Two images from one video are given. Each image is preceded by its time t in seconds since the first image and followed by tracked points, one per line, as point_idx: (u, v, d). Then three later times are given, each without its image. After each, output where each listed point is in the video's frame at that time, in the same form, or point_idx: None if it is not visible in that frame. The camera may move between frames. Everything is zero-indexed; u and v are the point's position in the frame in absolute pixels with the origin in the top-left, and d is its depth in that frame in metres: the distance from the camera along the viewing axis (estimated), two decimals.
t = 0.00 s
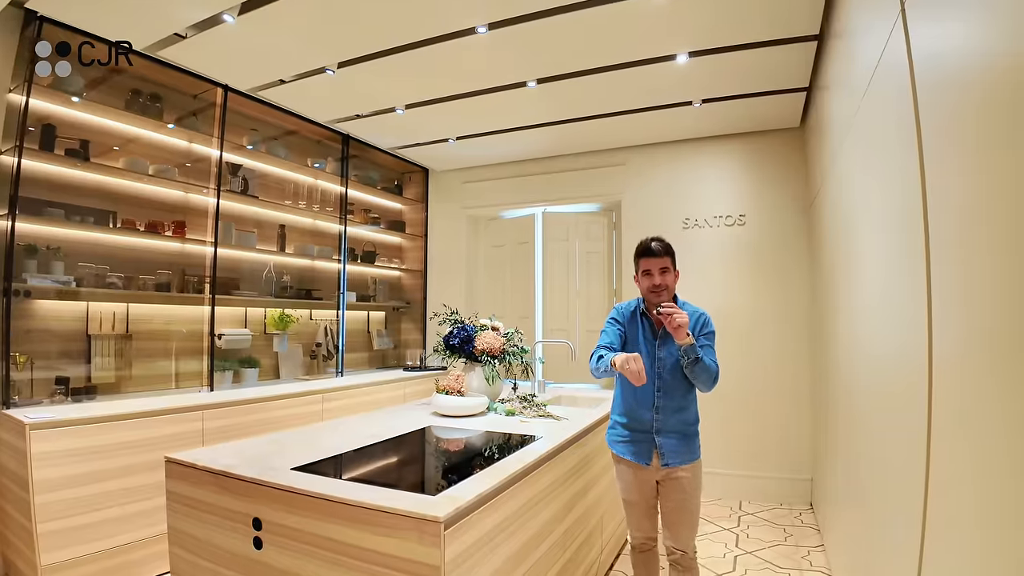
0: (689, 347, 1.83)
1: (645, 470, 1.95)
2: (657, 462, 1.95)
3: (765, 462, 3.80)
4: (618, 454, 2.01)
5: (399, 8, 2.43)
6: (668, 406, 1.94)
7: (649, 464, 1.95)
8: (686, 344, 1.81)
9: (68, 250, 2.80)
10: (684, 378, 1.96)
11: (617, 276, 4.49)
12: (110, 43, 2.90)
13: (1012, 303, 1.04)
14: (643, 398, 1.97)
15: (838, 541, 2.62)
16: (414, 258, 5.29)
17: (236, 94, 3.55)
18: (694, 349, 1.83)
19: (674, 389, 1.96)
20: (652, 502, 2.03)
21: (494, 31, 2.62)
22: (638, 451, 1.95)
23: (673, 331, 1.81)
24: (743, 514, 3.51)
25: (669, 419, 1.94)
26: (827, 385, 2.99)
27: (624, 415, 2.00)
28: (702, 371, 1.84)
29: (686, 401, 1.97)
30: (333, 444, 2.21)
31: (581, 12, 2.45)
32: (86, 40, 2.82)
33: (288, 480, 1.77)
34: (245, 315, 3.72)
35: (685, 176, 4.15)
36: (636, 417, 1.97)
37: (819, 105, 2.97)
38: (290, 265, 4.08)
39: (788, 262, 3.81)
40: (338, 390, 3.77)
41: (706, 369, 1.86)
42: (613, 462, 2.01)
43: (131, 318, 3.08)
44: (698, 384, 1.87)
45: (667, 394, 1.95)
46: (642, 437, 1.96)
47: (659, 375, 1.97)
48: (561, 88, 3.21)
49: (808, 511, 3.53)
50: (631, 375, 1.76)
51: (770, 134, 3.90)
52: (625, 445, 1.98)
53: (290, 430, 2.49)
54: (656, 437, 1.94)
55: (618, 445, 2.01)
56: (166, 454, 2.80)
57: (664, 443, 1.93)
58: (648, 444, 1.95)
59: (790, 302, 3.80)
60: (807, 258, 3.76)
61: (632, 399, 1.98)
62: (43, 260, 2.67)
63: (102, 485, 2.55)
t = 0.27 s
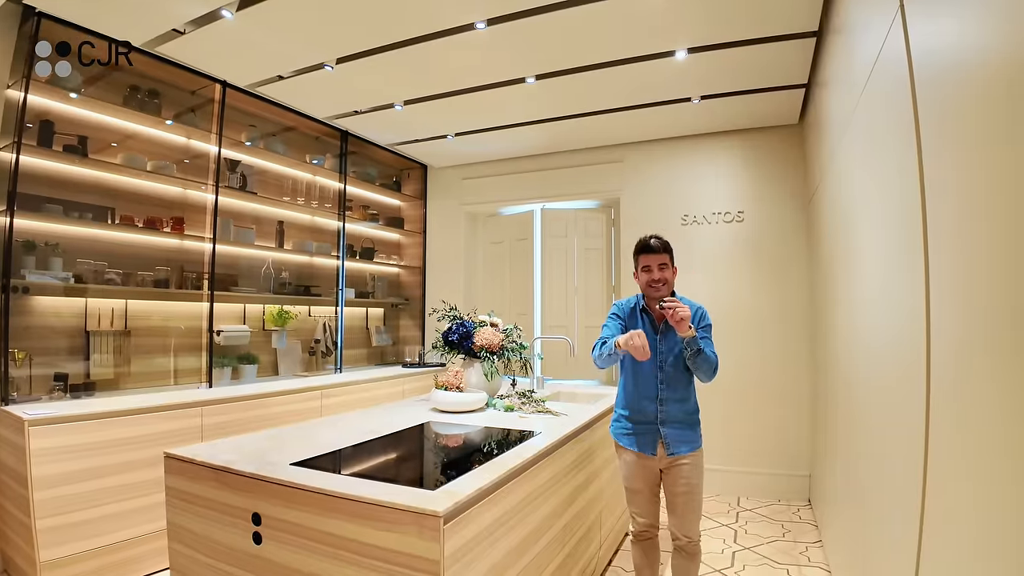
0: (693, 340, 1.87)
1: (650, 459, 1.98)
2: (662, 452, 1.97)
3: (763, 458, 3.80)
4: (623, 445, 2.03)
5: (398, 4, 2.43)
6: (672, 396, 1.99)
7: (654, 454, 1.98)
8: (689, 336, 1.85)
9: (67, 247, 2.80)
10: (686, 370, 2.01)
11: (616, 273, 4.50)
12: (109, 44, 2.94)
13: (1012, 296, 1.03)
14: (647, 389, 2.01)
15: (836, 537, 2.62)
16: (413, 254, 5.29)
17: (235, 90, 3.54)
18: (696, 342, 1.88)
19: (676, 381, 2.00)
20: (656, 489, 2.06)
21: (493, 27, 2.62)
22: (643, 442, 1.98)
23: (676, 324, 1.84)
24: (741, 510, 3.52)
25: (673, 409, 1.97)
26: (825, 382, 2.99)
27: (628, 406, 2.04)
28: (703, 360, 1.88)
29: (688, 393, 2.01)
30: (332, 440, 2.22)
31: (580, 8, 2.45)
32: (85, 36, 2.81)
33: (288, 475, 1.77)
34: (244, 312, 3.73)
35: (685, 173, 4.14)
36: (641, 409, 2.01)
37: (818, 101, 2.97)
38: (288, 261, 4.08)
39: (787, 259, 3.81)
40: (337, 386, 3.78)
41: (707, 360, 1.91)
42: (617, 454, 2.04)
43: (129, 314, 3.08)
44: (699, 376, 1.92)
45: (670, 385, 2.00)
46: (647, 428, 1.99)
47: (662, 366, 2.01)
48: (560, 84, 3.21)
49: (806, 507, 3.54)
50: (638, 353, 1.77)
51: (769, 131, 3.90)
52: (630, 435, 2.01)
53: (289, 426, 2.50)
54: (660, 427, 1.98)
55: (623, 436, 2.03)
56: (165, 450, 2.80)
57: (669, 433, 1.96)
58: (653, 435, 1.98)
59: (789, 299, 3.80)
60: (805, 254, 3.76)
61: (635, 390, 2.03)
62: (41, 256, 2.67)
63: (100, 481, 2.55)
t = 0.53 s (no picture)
0: (698, 334, 1.99)
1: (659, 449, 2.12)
2: (670, 442, 2.12)
3: (762, 454, 3.81)
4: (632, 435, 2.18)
5: None
6: (680, 389, 2.11)
7: (662, 444, 2.13)
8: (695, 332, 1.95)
9: (66, 242, 2.80)
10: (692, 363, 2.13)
11: (615, 269, 4.50)
12: (109, 43, 2.96)
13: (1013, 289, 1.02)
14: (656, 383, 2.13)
15: (835, 532, 2.62)
16: (412, 250, 5.29)
17: (234, 85, 3.53)
18: (702, 337, 1.98)
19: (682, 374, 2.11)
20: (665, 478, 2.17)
21: (492, 22, 2.61)
22: (651, 433, 2.13)
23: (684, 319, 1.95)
24: (740, 505, 3.52)
25: (681, 402, 2.11)
26: (824, 378, 2.99)
27: (638, 400, 2.17)
28: (709, 356, 1.99)
29: (694, 385, 2.13)
30: (332, 434, 2.22)
31: (580, 3, 2.44)
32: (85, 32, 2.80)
33: (288, 468, 1.77)
34: (243, 308, 3.73)
35: (684, 169, 4.14)
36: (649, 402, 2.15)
37: (817, 97, 2.97)
38: (288, 257, 4.09)
39: (787, 255, 3.81)
40: (336, 382, 3.78)
41: (712, 355, 2.01)
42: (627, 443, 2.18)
43: (129, 310, 3.08)
44: (704, 369, 2.03)
45: (677, 379, 2.13)
46: (655, 420, 2.13)
47: (669, 362, 2.13)
48: (560, 79, 3.21)
49: (805, 502, 3.54)
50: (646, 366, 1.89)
51: (768, 127, 3.89)
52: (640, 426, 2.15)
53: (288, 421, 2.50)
54: (669, 419, 2.12)
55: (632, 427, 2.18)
56: (164, 445, 2.80)
57: (676, 425, 2.11)
58: (661, 426, 2.12)
59: (788, 295, 3.80)
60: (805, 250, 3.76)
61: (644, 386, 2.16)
62: (41, 251, 2.67)
63: (100, 477, 2.55)
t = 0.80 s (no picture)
0: (714, 332, 2.09)
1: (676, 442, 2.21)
2: (687, 436, 2.23)
3: (761, 449, 3.81)
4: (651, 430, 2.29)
5: None
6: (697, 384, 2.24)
7: (680, 438, 2.23)
8: (711, 330, 2.07)
9: (66, 238, 2.80)
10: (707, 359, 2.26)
11: (615, 264, 4.50)
12: (109, 43, 2.97)
13: (1013, 283, 1.02)
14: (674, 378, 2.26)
15: (835, 526, 2.63)
16: (412, 246, 5.29)
17: (233, 80, 3.54)
18: (718, 335, 2.09)
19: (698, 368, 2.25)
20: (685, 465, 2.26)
21: (492, 16, 2.61)
22: (670, 427, 2.22)
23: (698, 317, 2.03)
24: (739, 501, 3.53)
25: (698, 397, 2.24)
26: (824, 374, 2.99)
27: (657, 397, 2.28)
28: (727, 353, 2.10)
29: (710, 380, 2.27)
30: (333, 428, 2.23)
31: None
32: (86, 29, 2.82)
33: (289, 462, 1.77)
34: (243, 303, 3.73)
35: (684, 165, 4.14)
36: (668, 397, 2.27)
37: (818, 93, 2.96)
38: (288, 252, 4.09)
39: (786, 251, 3.81)
40: (336, 377, 3.78)
41: (728, 351, 2.12)
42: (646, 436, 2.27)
43: (129, 305, 3.08)
44: (721, 365, 2.14)
45: (695, 375, 2.26)
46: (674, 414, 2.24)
47: (686, 358, 2.27)
48: (560, 74, 3.20)
49: (805, 498, 3.55)
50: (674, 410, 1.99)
51: (767, 123, 3.89)
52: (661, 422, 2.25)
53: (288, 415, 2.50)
54: (687, 415, 2.23)
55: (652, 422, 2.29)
56: (164, 439, 2.80)
57: (694, 419, 2.22)
58: (679, 420, 2.23)
59: (788, 291, 3.80)
60: (805, 246, 3.76)
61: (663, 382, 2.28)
62: (41, 246, 2.67)
63: (100, 472, 2.56)
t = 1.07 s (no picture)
0: (729, 325, 2.23)
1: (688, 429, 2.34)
2: (698, 424, 2.36)
3: (761, 444, 3.81)
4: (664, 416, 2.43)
5: None
6: (710, 375, 2.37)
7: (692, 425, 2.35)
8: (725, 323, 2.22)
9: (65, 232, 2.80)
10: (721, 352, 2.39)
11: (615, 260, 4.49)
12: (109, 44, 2.99)
13: (1015, 274, 1.01)
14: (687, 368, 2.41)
15: (835, 520, 2.63)
16: (412, 242, 5.29)
17: (233, 75, 3.53)
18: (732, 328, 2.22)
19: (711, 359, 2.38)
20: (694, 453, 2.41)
21: (492, 10, 2.60)
22: (682, 415, 2.36)
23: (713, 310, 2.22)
24: (739, 495, 3.53)
25: (710, 387, 2.36)
26: (824, 369, 2.99)
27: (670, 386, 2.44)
28: (738, 346, 2.24)
29: (724, 371, 2.39)
30: (333, 422, 2.23)
31: None
32: (86, 24, 2.81)
33: (289, 455, 1.77)
34: (243, 298, 3.73)
35: (685, 161, 4.13)
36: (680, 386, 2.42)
37: (818, 87, 2.96)
38: (287, 247, 4.09)
39: (787, 246, 3.81)
40: (336, 372, 3.79)
41: (741, 344, 2.26)
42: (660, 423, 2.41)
43: (129, 300, 3.08)
44: (734, 356, 2.28)
45: (708, 366, 2.38)
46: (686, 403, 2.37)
47: (701, 349, 2.40)
48: (561, 68, 3.20)
49: (804, 493, 3.55)
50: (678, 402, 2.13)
51: (768, 118, 3.89)
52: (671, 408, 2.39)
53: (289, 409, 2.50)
54: (700, 404, 2.35)
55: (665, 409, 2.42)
56: (164, 434, 2.80)
57: (705, 408, 2.34)
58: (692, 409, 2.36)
59: (788, 286, 3.79)
60: (805, 241, 3.75)
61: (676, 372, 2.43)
62: (40, 241, 2.67)
63: (100, 466, 2.56)
